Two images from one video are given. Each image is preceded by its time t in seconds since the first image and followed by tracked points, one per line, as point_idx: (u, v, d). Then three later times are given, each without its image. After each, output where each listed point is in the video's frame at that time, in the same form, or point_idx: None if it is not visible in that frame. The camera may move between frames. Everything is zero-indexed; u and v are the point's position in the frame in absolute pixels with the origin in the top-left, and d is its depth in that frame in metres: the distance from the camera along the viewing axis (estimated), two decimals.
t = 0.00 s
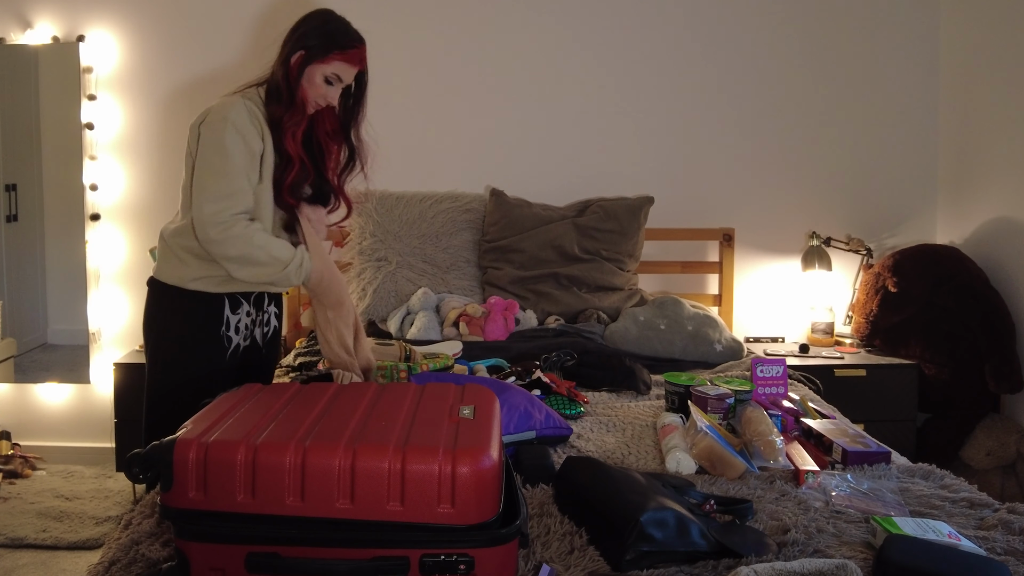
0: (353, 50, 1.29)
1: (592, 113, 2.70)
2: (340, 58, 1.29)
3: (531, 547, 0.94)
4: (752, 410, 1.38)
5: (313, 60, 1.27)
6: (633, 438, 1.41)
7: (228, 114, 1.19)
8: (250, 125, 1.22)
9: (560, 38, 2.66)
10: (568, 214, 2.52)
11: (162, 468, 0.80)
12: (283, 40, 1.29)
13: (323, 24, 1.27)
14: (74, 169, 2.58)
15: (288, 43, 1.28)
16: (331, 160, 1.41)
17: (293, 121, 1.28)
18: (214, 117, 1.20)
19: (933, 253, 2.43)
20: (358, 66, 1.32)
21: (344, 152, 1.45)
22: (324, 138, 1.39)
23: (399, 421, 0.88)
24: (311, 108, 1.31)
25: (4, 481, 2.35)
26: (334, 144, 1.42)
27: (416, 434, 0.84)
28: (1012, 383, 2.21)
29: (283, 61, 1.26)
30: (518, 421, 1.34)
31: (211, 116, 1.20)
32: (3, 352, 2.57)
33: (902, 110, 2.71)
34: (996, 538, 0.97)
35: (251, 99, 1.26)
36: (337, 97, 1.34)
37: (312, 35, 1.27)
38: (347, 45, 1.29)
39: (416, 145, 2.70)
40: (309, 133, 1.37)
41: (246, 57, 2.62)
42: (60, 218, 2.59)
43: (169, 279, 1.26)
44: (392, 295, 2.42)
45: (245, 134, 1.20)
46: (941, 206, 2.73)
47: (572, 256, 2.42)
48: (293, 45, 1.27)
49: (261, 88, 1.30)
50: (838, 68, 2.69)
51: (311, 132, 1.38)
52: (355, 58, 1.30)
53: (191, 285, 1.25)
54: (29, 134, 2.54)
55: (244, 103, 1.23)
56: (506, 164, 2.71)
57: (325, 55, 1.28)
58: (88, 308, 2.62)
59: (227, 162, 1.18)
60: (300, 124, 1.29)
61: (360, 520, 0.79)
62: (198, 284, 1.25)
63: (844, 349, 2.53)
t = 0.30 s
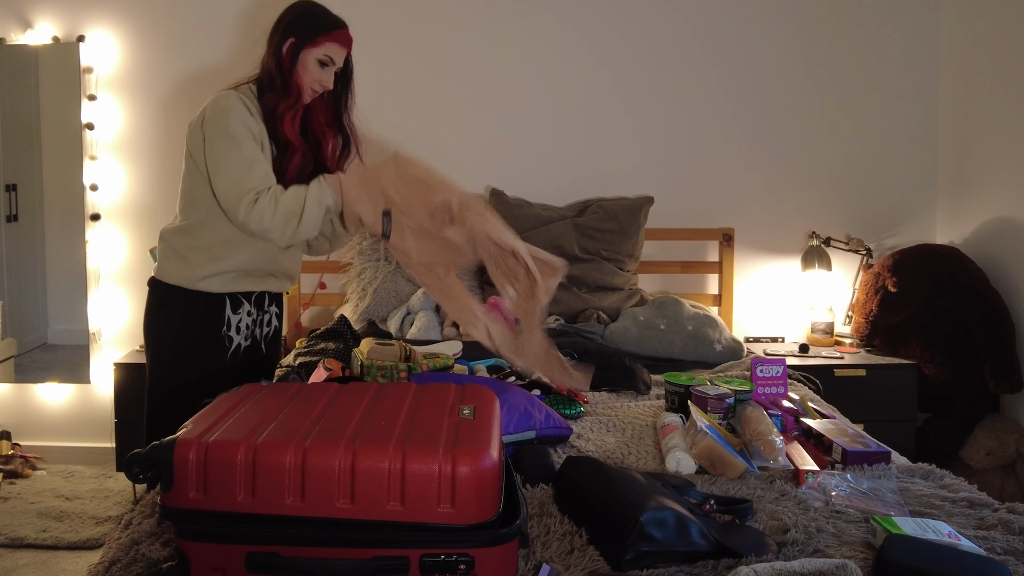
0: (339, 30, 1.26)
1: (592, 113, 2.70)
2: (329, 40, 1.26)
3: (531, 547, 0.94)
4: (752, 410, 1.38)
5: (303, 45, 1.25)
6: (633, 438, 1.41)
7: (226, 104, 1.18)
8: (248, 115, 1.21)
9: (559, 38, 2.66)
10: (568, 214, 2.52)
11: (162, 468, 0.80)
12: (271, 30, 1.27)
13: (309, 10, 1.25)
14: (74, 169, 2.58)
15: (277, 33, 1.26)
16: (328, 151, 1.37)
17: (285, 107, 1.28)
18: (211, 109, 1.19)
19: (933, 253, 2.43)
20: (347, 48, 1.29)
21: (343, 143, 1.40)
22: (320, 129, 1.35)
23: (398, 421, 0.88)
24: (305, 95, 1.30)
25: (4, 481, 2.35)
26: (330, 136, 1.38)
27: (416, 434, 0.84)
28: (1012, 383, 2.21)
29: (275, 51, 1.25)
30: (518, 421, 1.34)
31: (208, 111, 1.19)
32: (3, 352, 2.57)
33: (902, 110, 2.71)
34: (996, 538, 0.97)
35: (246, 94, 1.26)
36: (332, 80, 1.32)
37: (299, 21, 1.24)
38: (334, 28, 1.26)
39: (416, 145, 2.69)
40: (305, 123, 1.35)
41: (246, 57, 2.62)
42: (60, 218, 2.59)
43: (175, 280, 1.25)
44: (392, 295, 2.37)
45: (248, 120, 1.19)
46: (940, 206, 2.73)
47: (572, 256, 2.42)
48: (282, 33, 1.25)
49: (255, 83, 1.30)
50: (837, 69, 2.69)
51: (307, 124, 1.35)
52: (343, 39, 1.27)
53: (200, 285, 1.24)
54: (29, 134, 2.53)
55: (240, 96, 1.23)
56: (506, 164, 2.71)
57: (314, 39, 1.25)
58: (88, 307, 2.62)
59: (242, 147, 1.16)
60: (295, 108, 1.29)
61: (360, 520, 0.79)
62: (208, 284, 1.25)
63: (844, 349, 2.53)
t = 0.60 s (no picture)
0: (344, 33, 1.27)
1: (592, 113, 2.70)
2: (334, 43, 1.27)
3: (531, 547, 0.94)
4: (752, 410, 1.38)
5: (308, 49, 1.25)
6: (632, 438, 1.41)
7: (230, 118, 1.19)
8: (251, 126, 1.22)
9: (559, 38, 2.66)
10: (568, 214, 2.52)
11: (162, 468, 0.80)
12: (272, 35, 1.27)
13: (312, 12, 1.25)
14: (74, 169, 2.58)
15: (280, 36, 1.26)
16: (329, 151, 1.40)
17: (289, 111, 1.27)
18: (215, 121, 1.20)
19: (933, 253, 2.43)
20: (351, 50, 1.30)
21: (342, 143, 1.44)
22: (321, 130, 1.37)
23: (399, 421, 0.88)
24: (309, 98, 1.30)
25: (4, 481, 2.35)
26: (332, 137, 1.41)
27: (416, 434, 0.84)
28: (1011, 383, 2.22)
29: (279, 54, 1.25)
30: (518, 421, 1.34)
31: (211, 121, 1.20)
32: (3, 352, 2.57)
33: (902, 109, 2.71)
34: (995, 538, 0.98)
35: (249, 99, 1.26)
36: (335, 83, 1.32)
37: (304, 23, 1.25)
38: (339, 31, 1.27)
39: (416, 145, 2.70)
40: (307, 125, 1.36)
41: (246, 57, 2.62)
42: (60, 218, 2.59)
43: (176, 281, 1.25)
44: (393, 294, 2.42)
45: (249, 134, 1.21)
46: (940, 206, 2.73)
47: (572, 256, 2.42)
48: (287, 36, 1.25)
49: (257, 87, 1.29)
50: (837, 69, 2.69)
51: (309, 126, 1.37)
52: (348, 42, 1.29)
53: (199, 285, 1.25)
54: (29, 134, 2.54)
55: (244, 105, 1.23)
56: (506, 164, 2.71)
57: (320, 42, 1.26)
58: (88, 307, 2.62)
59: (239, 166, 1.19)
60: (298, 113, 1.28)
61: (360, 520, 0.79)
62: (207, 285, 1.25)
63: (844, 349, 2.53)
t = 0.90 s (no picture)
0: (349, 34, 1.28)
1: (592, 112, 2.70)
2: (338, 44, 1.27)
3: (531, 547, 0.94)
4: (752, 409, 1.38)
5: (312, 49, 1.25)
6: (632, 438, 1.41)
7: (234, 121, 1.19)
8: (255, 128, 1.22)
9: (559, 38, 2.66)
10: (568, 214, 2.52)
11: (163, 468, 0.80)
12: (277, 33, 1.27)
13: (317, 12, 1.25)
14: (74, 169, 2.58)
15: (283, 36, 1.26)
16: (332, 152, 1.40)
17: (293, 111, 1.27)
18: (219, 124, 1.19)
19: (932, 253, 2.44)
20: (356, 51, 1.30)
21: (344, 143, 1.44)
22: (324, 130, 1.38)
23: (399, 421, 0.88)
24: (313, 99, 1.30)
25: (4, 481, 2.35)
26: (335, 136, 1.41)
27: (417, 434, 0.84)
28: (1011, 383, 2.22)
29: (283, 54, 1.25)
30: (518, 421, 1.34)
31: (215, 124, 1.20)
32: (3, 352, 2.57)
33: (902, 109, 2.71)
34: (995, 537, 0.98)
35: (253, 100, 1.25)
36: (339, 84, 1.32)
37: (309, 23, 1.25)
38: (343, 31, 1.27)
39: (416, 146, 2.70)
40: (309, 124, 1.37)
41: (246, 57, 2.62)
42: (60, 218, 2.59)
43: (180, 281, 1.25)
44: (393, 295, 2.42)
45: (253, 137, 1.21)
46: (940, 206, 2.73)
47: (572, 256, 2.42)
48: (291, 36, 1.25)
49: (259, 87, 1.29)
50: (837, 69, 2.69)
51: (312, 126, 1.37)
52: (353, 43, 1.28)
53: (203, 285, 1.24)
54: (29, 134, 2.53)
55: (247, 107, 1.23)
56: (506, 164, 2.71)
57: (324, 42, 1.26)
58: (88, 307, 2.62)
59: (246, 170, 1.19)
60: (303, 114, 1.28)
61: (360, 520, 0.79)
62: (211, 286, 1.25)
63: (844, 349, 2.53)
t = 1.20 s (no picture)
0: (353, 38, 1.28)
1: (592, 112, 2.70)
2: (341, 48, 1.27)
3: (531, 546, 0.94)
4: (752, 409, 1.38)
5: (315, 52, 1.25)
6: (632, 438, 1.41)
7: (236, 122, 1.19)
8: (256, 130, 1.22)
9: (559, 38, 2.66)
10: (568, 214, 2.52)
11: (163, 468, 0.80)
12: (279, 34, 1.27)
13: (321, 15, 1.25)
14: (74, 169, 2.58)
15: (286, 37, 1.26)
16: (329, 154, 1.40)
17: (294, 113, 1.28)
18: (221, 125, 1.20)
19: (932, 253, 2.43)
20: (358, 55, 1.31)
21: (341, 145, 1.44)
22: (322, 132, 1.38)
23: (399, 421, 0.88)
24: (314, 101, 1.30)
25: (4, 481, 2.35)
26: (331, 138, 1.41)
27: (417, 433, 0.84)
28: (1011, 383, 2.22)
29: (285, 55, 1.25)
30: (518, 421, 1.34)
31: (217, 125, 1.20)
32: (3, 352, 2.57)
33: (902, 109, 2.71)
34: (995, 537, 0.97)
35: (253, 101, 1.25)
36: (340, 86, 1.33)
37: (313, 25, 1.25)
38: (347, 35, 1.27)
39: (416, 146, 2.70)
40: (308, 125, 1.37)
41: (246, 56, 2.62)
42: (60, 217, 2.59)
43: (180, 281, 1.25)
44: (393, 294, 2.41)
45: (256, 138, 1.21)
46: (941, 205, 2.73)
47: (572, 256, 2.42)
48: (294, 38, 1.25)
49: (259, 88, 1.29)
50: (837, 68, 2.69)
51: (311, 127, 1.37)
52: (355, 47, 1.29)
53: (202, 285, 1.25)
54: (29, 134, 2.53)
55: (248, 108, 1.23)
56: (506, 164, 2.71)
57: (326, 45, 1.26)
58: (88, 307, 2.62)
59: (248, 170, 1.19)
60: (303, 116, 1.29)
61: (360, 520, 0.79)
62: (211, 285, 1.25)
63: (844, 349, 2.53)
